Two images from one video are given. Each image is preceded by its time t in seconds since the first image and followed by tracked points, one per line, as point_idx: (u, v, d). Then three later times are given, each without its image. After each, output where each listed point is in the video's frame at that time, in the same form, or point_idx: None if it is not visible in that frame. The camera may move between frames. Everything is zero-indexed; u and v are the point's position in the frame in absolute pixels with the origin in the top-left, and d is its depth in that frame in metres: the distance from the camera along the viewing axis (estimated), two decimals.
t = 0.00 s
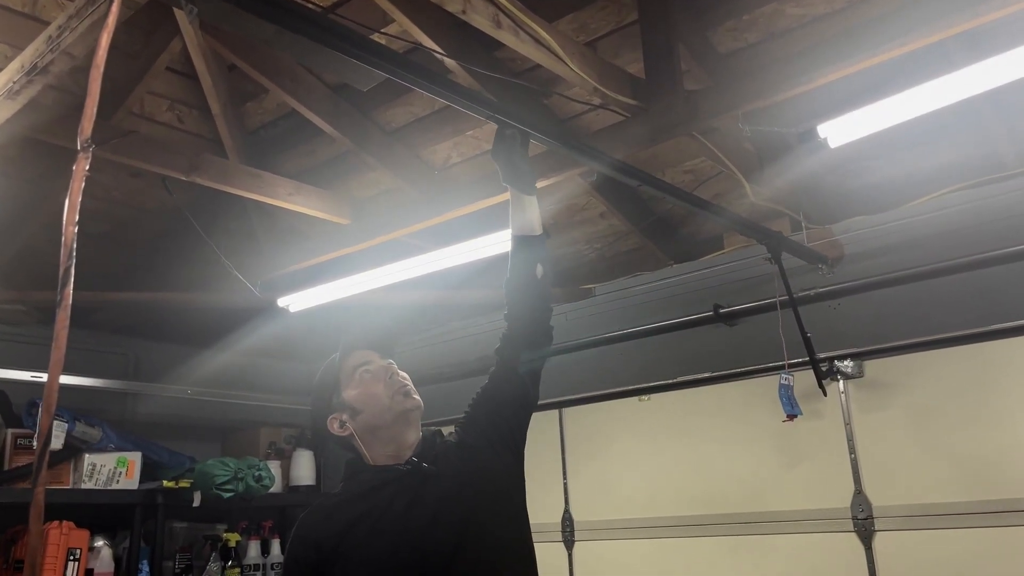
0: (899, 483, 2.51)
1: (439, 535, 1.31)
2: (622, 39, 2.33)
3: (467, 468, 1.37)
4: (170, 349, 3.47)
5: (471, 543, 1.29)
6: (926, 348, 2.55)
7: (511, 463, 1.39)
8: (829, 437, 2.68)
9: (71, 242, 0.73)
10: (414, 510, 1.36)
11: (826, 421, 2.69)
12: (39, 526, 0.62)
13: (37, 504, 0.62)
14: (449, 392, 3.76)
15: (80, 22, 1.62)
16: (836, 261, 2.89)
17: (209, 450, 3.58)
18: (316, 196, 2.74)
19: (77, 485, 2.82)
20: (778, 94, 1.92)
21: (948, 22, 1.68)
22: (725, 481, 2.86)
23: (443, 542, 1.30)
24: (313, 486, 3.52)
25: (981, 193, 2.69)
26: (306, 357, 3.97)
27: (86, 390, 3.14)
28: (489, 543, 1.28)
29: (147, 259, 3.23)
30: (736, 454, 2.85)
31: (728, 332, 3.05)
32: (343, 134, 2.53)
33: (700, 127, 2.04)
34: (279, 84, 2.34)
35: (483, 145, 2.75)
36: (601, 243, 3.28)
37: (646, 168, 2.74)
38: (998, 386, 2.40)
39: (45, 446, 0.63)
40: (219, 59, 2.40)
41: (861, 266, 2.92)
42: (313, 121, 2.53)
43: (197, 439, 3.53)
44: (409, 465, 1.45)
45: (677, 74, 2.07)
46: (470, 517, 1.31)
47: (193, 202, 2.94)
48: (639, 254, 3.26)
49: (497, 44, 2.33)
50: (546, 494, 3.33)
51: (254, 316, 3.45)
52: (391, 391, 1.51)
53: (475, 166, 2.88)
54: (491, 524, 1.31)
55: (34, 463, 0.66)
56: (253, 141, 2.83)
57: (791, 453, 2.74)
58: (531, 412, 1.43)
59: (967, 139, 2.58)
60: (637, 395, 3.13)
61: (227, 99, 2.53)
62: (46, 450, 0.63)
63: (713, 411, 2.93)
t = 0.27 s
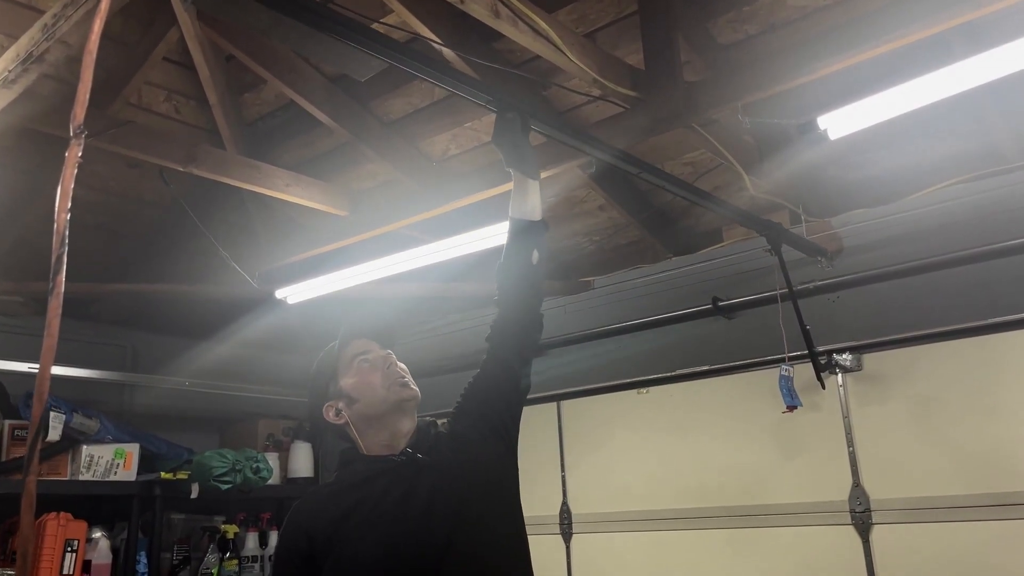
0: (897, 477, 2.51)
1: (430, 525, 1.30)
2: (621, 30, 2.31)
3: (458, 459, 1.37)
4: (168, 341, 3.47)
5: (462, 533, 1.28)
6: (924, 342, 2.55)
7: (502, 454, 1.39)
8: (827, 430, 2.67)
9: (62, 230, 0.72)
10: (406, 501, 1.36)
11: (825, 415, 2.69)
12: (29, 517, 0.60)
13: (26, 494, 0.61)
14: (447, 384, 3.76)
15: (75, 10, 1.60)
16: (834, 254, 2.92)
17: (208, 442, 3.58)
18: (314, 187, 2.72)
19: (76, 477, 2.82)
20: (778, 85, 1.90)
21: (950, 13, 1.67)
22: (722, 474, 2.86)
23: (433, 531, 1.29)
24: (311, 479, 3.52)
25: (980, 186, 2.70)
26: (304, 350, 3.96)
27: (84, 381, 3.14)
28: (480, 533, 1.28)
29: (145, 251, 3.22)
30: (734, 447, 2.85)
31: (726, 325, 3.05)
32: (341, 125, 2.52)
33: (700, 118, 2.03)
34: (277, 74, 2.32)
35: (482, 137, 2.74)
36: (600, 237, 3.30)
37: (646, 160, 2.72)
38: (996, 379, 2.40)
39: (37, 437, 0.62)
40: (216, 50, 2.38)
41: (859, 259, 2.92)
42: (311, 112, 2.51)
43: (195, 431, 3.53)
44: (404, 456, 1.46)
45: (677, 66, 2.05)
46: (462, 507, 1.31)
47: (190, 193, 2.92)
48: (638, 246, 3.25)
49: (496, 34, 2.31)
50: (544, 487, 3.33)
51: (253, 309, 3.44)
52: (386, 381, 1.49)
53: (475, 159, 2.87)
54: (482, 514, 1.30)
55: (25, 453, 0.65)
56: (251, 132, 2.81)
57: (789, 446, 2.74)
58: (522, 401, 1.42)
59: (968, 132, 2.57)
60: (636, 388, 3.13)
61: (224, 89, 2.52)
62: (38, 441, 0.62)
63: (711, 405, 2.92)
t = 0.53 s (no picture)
0: (896, 470, 2.51)
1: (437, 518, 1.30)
2: (622, 21, 2.29)
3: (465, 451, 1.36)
4: (166, 332, 3.46)
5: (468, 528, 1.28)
6: (925, 335, 2.54)
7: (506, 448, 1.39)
8: (827, 423, 2.67)
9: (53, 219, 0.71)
10: (411, 494, 1.35)
11: (824, 408, 2.68)
12: (18, 508, 0.59)
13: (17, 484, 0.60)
14: (446, 376, 3.75)
15: None
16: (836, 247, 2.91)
17: (206, 433, 3.57)
18: (313, 178, 2.71)
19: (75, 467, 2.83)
20: (780, 76, 1.89)
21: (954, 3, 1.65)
22: (721, 467, 2.86)
23: (440, 526, 1.29)
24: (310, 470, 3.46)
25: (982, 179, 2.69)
26: (304, 341, 3.95)
27: (83, 372, 3.13)
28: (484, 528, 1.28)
29: (143, 241, 3.20)
30: (734, 440, 2.85)
31: (726, 318, 3.03)
32: (340, 116, 2.50)
33: (701, 110, 2.02)
34: (275, 64, 2.30)
35: (481, 128, 2.72)
36: (599, 226, 3.23)
37: (646, 152, 2.71)
38: (995, 373, 2.39)
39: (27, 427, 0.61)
40: (215, 39, 2.37)
41: (860, 252, 2.91)
42: (309, 102, 2.50)
43: (194, 423, 3.52)
44: (411, 444, 1.45)
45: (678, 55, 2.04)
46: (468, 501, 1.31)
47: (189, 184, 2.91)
48: (638, 239, 3.23)
49: (496, 24, 2.29)
50: (543, 480, 3.33)
51: (251, 300, 3.43)
52: (406, 366, 1.49)
53: (474, 150, 2.85)
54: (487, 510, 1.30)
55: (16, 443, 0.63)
56: (250, 123, 2.79)
57: (788, 439, 2.73)
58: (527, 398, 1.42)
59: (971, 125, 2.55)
60: (635, 380, 3.12)
61: (222, 79, 2.50)
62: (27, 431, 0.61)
63: (710, 398, 2.92)
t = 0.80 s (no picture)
0: (898, 463, 2.50)
1: (443, 512, 1.27)
2: (625, 10, 2.27)
3: (475, 448, 1.35)
4: (167, 323, 3.46)
5: (475, 528, 1.28)
6: (927, 328, 2.53)
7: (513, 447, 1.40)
8: (828, 416, 2.66)
9: (46, 205, 0.69)
10: (418, 481, 1.32)
11: (826, 401, 2.68)
12: (12, 498, 0.58)
13: (11, 474, 0.59)
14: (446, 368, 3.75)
15: None
16: (838, 240, 2.88)
17: (207, 424, 3.57)
18: (313, 168, 2.70)
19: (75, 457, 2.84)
20: (785, 65, 1.87)
21: None
22: (722, 459, 2.86)
23: (446, 520, 1.26)
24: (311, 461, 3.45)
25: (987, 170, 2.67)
26: (304, 332, 3.95)
27: (83, 362, 3.13)
28: (492, 531, 1.29)
29: (143, 231, 3.19)
30: (735, 432, 2.84)
31: (728, 310, 3.02)
32: (341, 106, 2.48)
33: (704, 101, 2.00)
34: (275, 53, 2.29)
35: (482, 119, 2.71)
36: (602, 216, 3.16)
37: (649, 143, 2.69)
38: (998, 366, 2.38)
39: (20, 417, 0.60)
40: (215, 28, 2.35)
41: (863, 245, 2.90)
42: (310, 92, 2.48)
43: (194, 413, 3.52)
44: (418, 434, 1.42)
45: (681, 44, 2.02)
46: (476, 500, 1.31)
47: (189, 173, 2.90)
48: (640, 231, 3.22)
49: (498, 13, 2.27)
50: (543, 471, 3.32)
51: (252, 292, 3.43)
52: (430, 359, 1.51)
53: (476, 141, 2.84)
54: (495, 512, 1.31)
55: (8, 434, 0.62)
56: (250, 112, 2.78)
57: (789, 432, 2.73)
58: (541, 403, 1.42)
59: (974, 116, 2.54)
60: (636, 372, 3.12)
61: (223, 68, 2.49)
62: (21, 420, 0.60)
63: (711, 390, 2.92)
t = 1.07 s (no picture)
0: (899, 459, 2.50)
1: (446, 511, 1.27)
2: (628, 4, 2.26)
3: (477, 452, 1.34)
4: (169, 316, 3.46)
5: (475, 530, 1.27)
6: (930, 323, 2.53)
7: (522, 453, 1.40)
8: (830, 412, 2.66)
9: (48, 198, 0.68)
10: (420, 476, 1.32)
11: (827, 397, 2.67)
12: (13, 495, 0.57)
13: (13, 469, 0.58)
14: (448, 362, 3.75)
15: None
16: (841, 235, 2.90)
17: (209, 417, 3.57)
18: (315, 162, 2.69)
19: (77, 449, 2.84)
20: (788, 60, 1.86)
21: None
22: (723, 454, 2.85)
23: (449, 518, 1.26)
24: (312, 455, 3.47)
25: (991, 166, 2.65)
26: (305, 326, 3.94)
27: (84, 355, 3.13)
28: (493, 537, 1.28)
29: (145, 224, 3.19)
30: (736, 427, 2.84)
31: (730, 305, 3.01)
32: (342, 99, 2.47)
33: (707, 95, 1.99)
34: (276, 46, 2.28)
35: (484, 112, 2.70)
36: (604, 214, 3.20)
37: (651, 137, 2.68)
38: (1001, 362, 2.38)
39: (22, 412, 0.59)
40: (217, 21, 2.34)
41: (865, 240, 2.89)
42: (312, 86, 2.47)
43: (196, 406, 3.52)
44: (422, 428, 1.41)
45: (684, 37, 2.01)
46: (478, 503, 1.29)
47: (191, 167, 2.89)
48: (642, 225, 3.21)
49: (500, 7, 2.26)
50: (544, 465, 3.32)
51: (254, 285, 3.42)
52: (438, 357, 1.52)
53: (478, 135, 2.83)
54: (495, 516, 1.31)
55: (8, 428, 0.62)
56: (251, 105, 2.77)
57: (791, 427, 2.73)
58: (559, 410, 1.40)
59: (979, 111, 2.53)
60: (637, 367, 3.11)
61: (224, 61, 2.48)
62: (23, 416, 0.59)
63: (713, 387, 2.91)
